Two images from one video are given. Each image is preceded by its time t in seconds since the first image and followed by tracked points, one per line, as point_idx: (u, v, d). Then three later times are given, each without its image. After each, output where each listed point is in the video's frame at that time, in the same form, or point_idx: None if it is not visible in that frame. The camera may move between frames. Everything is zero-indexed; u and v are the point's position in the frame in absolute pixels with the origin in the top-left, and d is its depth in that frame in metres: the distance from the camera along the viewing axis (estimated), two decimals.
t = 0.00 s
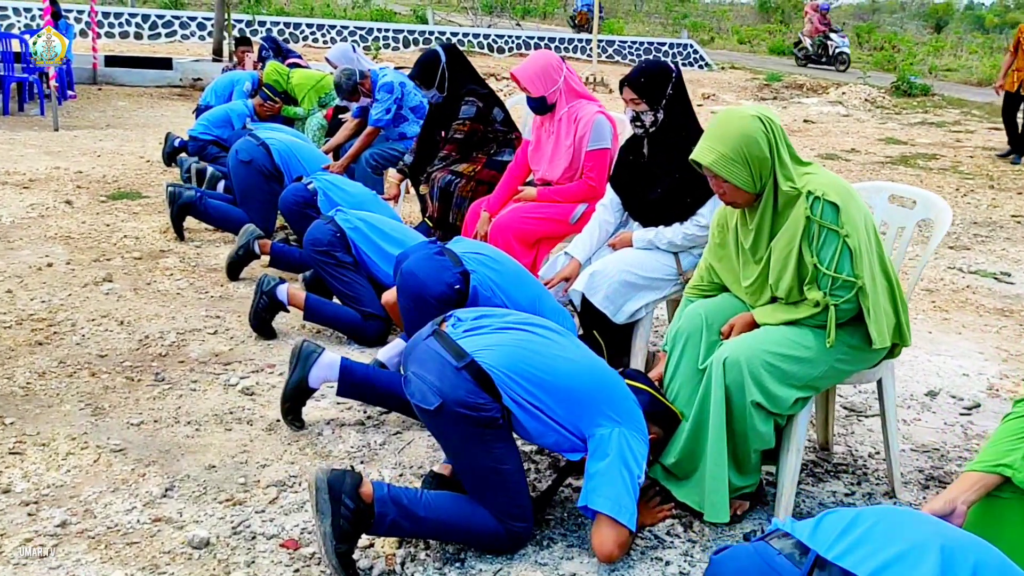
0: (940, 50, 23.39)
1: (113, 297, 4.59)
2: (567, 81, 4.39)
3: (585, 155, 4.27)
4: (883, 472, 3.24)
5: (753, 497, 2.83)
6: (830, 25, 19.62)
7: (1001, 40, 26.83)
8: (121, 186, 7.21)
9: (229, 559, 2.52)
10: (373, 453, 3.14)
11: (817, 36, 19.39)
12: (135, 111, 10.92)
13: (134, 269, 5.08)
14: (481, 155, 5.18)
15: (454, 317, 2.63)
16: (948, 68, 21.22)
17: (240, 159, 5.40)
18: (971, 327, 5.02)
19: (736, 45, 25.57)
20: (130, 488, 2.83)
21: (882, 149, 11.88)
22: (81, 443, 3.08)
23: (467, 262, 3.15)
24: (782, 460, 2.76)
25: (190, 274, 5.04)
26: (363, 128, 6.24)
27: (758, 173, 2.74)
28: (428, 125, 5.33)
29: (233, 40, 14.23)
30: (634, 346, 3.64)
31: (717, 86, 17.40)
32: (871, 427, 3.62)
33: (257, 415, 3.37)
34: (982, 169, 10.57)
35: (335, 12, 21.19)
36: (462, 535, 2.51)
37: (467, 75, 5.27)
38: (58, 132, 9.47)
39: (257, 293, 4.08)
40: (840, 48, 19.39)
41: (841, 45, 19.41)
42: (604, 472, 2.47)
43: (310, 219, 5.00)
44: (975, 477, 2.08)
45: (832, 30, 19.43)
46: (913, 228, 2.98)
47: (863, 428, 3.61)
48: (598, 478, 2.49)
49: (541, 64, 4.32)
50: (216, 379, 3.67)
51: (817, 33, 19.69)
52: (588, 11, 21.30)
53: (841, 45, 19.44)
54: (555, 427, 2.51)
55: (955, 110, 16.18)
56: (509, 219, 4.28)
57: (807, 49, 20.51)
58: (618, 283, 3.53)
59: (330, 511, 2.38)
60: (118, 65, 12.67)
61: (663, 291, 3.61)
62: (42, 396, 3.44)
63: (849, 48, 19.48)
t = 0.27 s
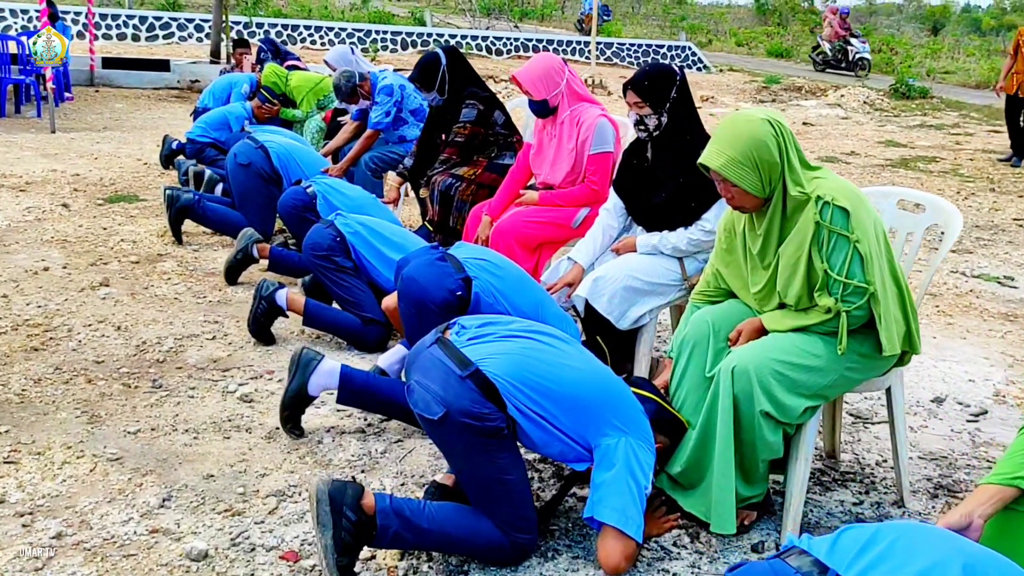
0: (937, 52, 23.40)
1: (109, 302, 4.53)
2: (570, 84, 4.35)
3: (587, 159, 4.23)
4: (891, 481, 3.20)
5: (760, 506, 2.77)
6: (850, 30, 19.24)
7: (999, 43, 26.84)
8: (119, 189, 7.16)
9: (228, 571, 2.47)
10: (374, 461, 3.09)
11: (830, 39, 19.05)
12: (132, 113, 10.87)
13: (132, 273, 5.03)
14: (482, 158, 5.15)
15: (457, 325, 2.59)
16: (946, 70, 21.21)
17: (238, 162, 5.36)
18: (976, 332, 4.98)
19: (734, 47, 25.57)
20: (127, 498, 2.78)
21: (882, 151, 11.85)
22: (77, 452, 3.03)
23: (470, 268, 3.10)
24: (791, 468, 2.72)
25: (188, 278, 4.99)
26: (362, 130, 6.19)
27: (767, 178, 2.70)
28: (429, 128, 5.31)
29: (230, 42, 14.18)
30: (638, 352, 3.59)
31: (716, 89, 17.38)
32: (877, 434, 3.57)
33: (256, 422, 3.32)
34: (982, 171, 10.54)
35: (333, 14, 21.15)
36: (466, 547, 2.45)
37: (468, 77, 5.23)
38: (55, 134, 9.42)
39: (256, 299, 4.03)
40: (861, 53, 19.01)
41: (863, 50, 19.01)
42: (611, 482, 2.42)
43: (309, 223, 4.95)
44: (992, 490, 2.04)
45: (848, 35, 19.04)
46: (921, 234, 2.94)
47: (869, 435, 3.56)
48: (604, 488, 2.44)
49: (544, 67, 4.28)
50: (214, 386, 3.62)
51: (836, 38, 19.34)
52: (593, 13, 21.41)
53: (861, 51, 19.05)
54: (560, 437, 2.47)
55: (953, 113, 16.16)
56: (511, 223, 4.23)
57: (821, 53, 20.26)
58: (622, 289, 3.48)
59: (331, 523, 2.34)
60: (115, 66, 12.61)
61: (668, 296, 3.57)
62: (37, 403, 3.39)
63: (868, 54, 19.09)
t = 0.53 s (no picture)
0: (935, 55, 23.40)
1: (106, 306, 4.48)
2: (572, 86, 4.30)
3: (589, 161, 4.18)
4: (900, 488, 3.15)
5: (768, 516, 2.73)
6: (872, 34, 18.82)
7: (997, 45, 26.85)
8: (116, 192, 7.10)
9: None
10: (375, 469, 3.04)
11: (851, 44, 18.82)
12: (130, 114, 10.81)
13: (129, 277, 4.97)
14: (482, 161, 5.08)
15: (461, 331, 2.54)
16: (944, 72, 21.21)
17: (237, 165, 5.31)
18: (981, 335, 4.93)
19: (732, 49, 25.56)
20: (123, 507, 2.73)
21: (882, 153, 11.82)
22: (72, 459, 2.98)
23: (473, 274, 3.04)
24: (800, 478, 2.66)
25: (185, 282, 4.94)
26: (361, 132, 6.13)
27: (777, 180, 2.66)
28: (429, 130, 5.26)
29: (228, 43, 14.13)
30: (642, 358, 3.54)
31: (714, 91, 17.35)
32: (885, 440, 3.52)
33: (255, 429, 3.27)
34: (983, 174, 10.52)
35: (331, 16, 21.10)
36: (470, 559, 2.39)
37: (469, 79, 5.18)
38: (52, 136, 9.36)
39: (254, 303, 3.98)
40: (883, 58, 18.60)
41: (884, 54, 18.56)
42: (618, 491, 2.37)
43: (308, 226, 4.90)
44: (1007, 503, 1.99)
45: (870, 40, 18.65)
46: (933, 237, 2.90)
47: (876, 441, 3.51)
48: (611, 498, 2.38)
49: (546, 68, 4.23)
50: (212, 392, 3.56)
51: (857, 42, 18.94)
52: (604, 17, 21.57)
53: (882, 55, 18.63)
54: (565, 445, 2.41)
55: (953, 115, 16.15)
56: (512, 226, 4.18)
57: (841, 59, 20.02)
58: (625, 293, 3.44)
59: (332, 535, 2.30)
60: (113, 68, 12.56)
61: (672, 301, 3.51)
62: (32, 410, 3.33)
63: (891, 58, 18.63)
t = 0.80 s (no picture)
0: (935, 56, 23.36)
1: (103, 309, 4.42)
2: (575, 87, 4.24)
3: (593, 163, 4.13)
4: (911, 496, 3.10)
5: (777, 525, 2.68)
6: (895, 39, 18.42)
7: (996, 46, 26.84)
8: (113, 193, 7.04)
9: None
10: (376, 477, 2.99)
11: (874, 48, 18.63)
12: (128, 116, 10.76)
13: (126, 279, 4.92)
14: (483, 162, 5.02)
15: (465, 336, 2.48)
16: (944, 74, 21.18)
17: (236, 166, 5.26)
18: (988, 339, 4.88)
19: (731, 50, 25.53)
20: (119, 517, 2.67)
21: (883, 155, 11.77)
22: (67, 467, 2.92)
23: (480, 278, 2.97)
24: (812, 486, 2.63)
25: (183, 285, 4.88)
26: (361, 133, 6.08)
27: (789, 181, 2.60)
28: (431, 132, 5.21)
29: (226, 44, 14.07)
30: (648, 363, 3.49)
31: (714, 92, 17.30)
32: (894, 446, 3.47)
33: (254, 435, 3.21)
34: (985, 175, 10.47)
35: (329, 17, 21.04)
36: (474, 570, 2.32)
37: (470, 80, 5.14)
38: (50, 137, 9.30)
39: (253, 306, 3.92)
40: (907, 62, 18.18)
41: (907, 58, 18.14)
42: (625, 501, 2.30)
43: (307, 228, 4.85)
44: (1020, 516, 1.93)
45: (894, 44, 18.25)
46: (945, 240, 2.86)
47: (885, 447, 3.46)
48: (619, 508, 2.31)
49: (549, 68, 4.18)
50: (211, 397, 3.51)
51: (880, 46, 18.53)
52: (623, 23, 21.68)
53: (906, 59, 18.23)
54: (572, 454, 2.35)
55: (953, 116, 16.11)
56: (515, 229, 4.13)
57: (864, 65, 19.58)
58: (630, 297, 3.38)
59: (332, 546, 2.27)
60: (111, 69, 12.50)
61: (678, 304, 3.47)
62: (27, 416, 3.28)
63: (915, 62, 18.21)
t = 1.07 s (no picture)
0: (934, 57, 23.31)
1: (99, 312, 4.36)
2: (579, 86, 4.18)
3: (597, 164, 4.07)
4: (923, 504, 3.04)
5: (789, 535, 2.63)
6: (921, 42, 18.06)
7: (996, 47, 26.78)
8: (111, 194, 6.97)
9: None
10: (378, 485, 2.93)
11: (899, 51, 18.22)
12: (126, 116, 10.69)
13: (123, 282, 4.85)
14: (485, 164, 4.97)
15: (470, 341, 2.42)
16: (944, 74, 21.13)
17: (234, 167, 5.19)
18: (996, 342, 4.82)
19: (730, 51, 25.48)
20: (115, 527, 2.61)
21: (886, 155, 11.70)
22: (62, 475, 2.86)
23: (487, 282, 2.92)
24: (826, 496, 2.57)
25: (181, 287, 4.82)
26: (361, 133, 6.02)
27: (801, 179, 2.57)
28: (432, 132, 5.15)
29: (225, 44, 14.00)
30: (654, 368, 3.43)
31: (714, 92, 17.24)
32: (904, 453, 3.41)
33: (253, 442, 3.15)
34: (988, 176, 10.41)
35: (328, 17, 20.96)
36: None
37: (472, 80, 5.05)
38: (47, 138, 9.23)
39: (252, 310, 3.85)
40: (934, 65, 17.81)
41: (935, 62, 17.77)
42: (633, 512, 2.22)
43: (306, 229, 4.78)
44: None
45: (920, 48, 17.92)
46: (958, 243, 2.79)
47: (896, 453, 3.40)
48: (626, 518, 2.23)
49: (553, 67, 4.12)
50: (209, 402, 3.44)
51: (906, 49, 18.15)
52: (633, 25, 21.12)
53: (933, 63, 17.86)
54: (581, 464, 2.28)
55: (954, 116, 16.05)
56: (518, 230, 4.07)
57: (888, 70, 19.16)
58: (637, 301, 3.32)
59: (334, 559, 2.23)
60: (108, 69, 12.43)
61: (685, 308, 3.40)
62: (21, 422, 3.21)
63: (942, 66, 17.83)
